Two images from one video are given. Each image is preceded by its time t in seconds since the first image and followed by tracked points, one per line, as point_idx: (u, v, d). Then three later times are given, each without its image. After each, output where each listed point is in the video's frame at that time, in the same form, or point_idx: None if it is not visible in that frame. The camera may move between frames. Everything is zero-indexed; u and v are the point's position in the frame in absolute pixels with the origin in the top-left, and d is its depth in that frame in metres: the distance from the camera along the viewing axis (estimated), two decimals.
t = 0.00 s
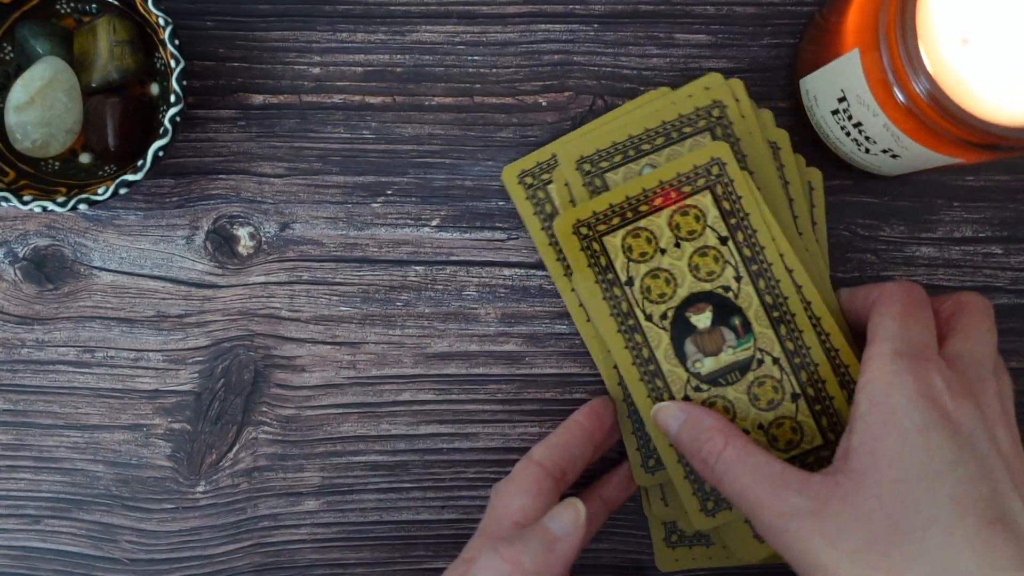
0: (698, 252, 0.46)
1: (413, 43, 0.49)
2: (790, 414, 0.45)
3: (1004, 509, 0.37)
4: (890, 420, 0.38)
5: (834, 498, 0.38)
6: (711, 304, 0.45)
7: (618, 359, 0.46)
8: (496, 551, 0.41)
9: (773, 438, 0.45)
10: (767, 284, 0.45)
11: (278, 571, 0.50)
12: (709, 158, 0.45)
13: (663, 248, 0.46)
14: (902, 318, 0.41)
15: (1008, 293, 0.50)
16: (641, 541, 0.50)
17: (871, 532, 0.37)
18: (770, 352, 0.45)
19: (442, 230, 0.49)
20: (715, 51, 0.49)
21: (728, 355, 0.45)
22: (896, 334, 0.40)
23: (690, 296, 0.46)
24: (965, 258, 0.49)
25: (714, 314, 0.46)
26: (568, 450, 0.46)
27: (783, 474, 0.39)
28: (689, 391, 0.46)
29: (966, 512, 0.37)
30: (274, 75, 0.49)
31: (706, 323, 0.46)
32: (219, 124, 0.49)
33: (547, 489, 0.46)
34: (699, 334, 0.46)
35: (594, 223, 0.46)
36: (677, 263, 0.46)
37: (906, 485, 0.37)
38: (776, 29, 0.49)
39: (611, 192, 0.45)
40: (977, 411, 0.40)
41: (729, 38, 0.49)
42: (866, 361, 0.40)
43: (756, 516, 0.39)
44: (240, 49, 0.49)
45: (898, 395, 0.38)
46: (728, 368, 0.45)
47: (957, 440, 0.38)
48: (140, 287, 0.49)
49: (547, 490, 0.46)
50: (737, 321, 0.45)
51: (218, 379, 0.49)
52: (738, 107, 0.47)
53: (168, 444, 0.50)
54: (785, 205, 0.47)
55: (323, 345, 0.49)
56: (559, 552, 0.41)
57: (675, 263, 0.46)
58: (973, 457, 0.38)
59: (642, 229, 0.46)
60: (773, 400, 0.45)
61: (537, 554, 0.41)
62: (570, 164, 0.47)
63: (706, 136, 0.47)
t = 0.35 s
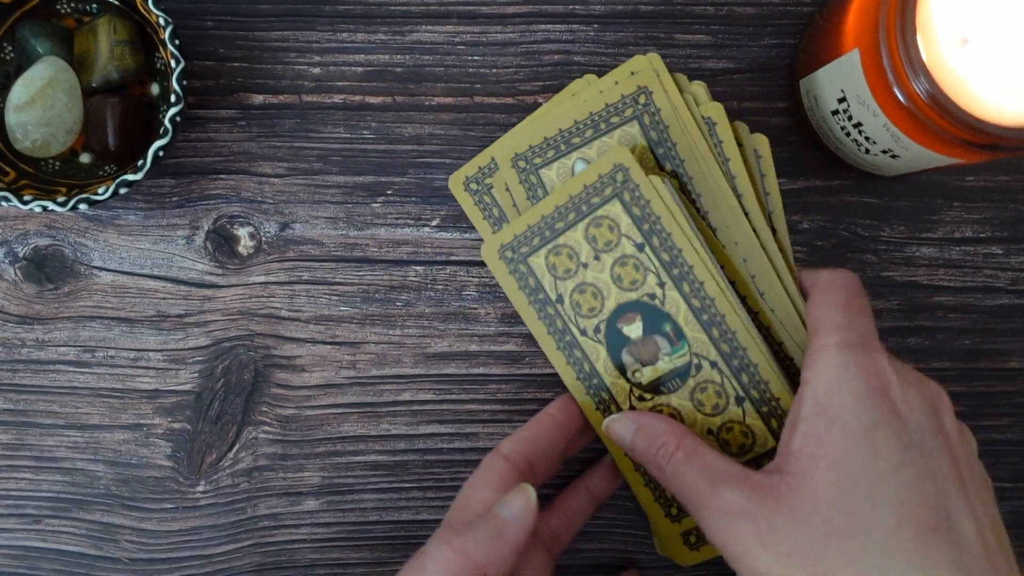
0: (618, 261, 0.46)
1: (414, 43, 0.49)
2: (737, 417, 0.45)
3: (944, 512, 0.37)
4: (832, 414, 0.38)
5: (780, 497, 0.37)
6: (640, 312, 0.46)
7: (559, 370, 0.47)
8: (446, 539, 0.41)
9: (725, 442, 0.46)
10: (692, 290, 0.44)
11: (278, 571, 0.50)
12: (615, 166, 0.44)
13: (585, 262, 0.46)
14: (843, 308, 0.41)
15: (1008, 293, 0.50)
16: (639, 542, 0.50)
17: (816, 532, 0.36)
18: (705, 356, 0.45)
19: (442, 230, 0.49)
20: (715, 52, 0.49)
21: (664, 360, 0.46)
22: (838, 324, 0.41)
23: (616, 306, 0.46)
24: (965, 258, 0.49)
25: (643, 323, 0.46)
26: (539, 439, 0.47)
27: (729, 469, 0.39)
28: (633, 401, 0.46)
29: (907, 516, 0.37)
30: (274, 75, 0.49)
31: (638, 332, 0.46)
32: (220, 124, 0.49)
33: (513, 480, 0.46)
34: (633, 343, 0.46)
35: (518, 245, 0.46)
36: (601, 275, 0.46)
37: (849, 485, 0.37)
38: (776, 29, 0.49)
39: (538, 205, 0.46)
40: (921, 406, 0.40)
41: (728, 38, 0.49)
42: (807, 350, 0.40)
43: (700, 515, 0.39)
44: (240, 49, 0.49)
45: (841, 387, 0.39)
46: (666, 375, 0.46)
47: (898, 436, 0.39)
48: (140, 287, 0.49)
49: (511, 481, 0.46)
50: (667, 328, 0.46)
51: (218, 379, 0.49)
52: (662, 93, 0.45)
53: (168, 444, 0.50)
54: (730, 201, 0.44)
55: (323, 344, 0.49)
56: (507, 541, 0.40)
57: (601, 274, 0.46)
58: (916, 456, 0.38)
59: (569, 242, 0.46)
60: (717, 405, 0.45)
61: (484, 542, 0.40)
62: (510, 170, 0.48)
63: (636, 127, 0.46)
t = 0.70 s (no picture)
0: (620, 246, 0.46)
1: (414, 43, 0.49)
2: (745, 401, 0.45)
3: (942, 497, 0.37)
4: (829, 401, 0.37)
5: (777, 485, 0.37)
6: (644, 298, 0.46)
7: (564, 364, 0.47)
8: (460, 546, 0.41)
9: (732, 426, 0.45)
10: (696, 273, 0.44)
11: (278, 571, 0.50)
12: (613, 155, 0.44)
13: (588, 249, 0.46)
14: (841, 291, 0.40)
15: (1008, 293, 0.50)
16: (639, 541, 0.50)
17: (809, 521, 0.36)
18: (712, 341, 0.45)
19: (442, 230, 0.49)
20: (715, 52, 0.49)
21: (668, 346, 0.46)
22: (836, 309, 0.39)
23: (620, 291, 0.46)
24: (965, 258, 0.49)
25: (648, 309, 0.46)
26: (550, 443, 0.46)
27: (727, 457, 0.39)
28: (642, 385, 0.46)
29: (904, 504, 0.36)
30: (274, 76, 0.49)
31: (644, 318, 0.46)
32: (220, 124, 0.49)
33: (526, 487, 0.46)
34: (637, 331, 0.46)
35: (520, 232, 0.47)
36: (603, 261, 0.46)
37: (846, 473, 0.36)
38: (776, 29, 0.49)
39: (532, 200, 0.46)
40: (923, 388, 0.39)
41: (728, 38, 0.49)
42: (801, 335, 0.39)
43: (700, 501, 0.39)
44: (240, 49, 0.49)
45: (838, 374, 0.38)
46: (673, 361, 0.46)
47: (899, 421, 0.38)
48: (140, 287, 0.50)
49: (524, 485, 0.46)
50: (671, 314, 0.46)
51: (218, 379, 0.49)
52: (629, 87, 0.46)
53: (168, 443, 0.50)
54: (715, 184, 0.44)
55: (323, 344, 0.49)
56: (522, 550, 0.41)
57: (604, 261, 0.46)
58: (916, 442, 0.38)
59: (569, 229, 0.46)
60: (725, 389, 0.45)
61: (500, 550, 0.40)
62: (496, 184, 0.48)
63: (604, 125, 0.47)
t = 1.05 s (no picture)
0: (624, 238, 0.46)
1: (414, 43, 0.49)
2: (749, 396, 0.45)
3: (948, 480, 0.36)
4: (828, 383, 0.37)
5: (778, 473, 0.38)
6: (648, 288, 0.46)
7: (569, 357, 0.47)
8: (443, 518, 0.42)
9: (737, 420, 0.46)
10: (700, 266, 0.44)
11: (278, 571, 0.50)
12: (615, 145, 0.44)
13: (592, 241, 0.46)
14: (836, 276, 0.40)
15: (1008, 293, 0.50)
16: (640, 541, 0.50)
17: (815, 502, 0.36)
18: (716, 334, 0.45)
19: (442, 230, 0.49)
20: (715, 52, 0.49)
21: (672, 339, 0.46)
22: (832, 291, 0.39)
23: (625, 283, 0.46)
24: (965, 258, 0.50)
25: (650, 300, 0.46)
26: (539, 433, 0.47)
27: (729, 446, 0.39)
28: (646, 378, 0.46)
29: (908, 486, 0.36)
30: (273, 76, 0.49)
31: (649, 311, 0.46)
32: (220, 124, 0.49)
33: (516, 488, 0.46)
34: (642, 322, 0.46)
35: (525, 223, 0.46)
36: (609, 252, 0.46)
37: (845, 460, 0.36)
38: (776, 29, 0.49)
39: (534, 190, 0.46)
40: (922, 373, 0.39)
41: (728, 39, 0.49)
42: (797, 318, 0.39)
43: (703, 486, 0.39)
44: (240, 49, 0.49)
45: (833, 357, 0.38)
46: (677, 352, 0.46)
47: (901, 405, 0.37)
48: (140, 287, 0.49)
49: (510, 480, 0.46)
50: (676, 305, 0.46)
51: (218, 379, 0.49)
52: (617, 83, 0.46)
53: (168, 443, 0.50)
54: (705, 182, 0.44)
55: (323, 344, 0.49)
56: (503, 519, 0.41)
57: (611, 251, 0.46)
58: (916, 424, 0.37)
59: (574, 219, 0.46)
60: (730, 382, 0.45)
61: (482, 520, 0.41)
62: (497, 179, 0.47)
63: (596, 122, 0.47)
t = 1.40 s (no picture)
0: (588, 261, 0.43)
1: (414, 43, 0.49)
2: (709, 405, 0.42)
3: (922, 505, 0.34)
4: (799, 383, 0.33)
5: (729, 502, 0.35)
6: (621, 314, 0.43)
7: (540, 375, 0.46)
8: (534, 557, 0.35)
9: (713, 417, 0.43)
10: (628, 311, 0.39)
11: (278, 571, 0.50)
12: (495, 197, 0.35)
13: (522, 307, 0.41)
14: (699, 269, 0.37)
15: (1008, 293, 0.50)
16: (640, 542, 0.50)
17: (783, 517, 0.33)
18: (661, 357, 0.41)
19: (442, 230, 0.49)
20: (715, 52, 0.49)
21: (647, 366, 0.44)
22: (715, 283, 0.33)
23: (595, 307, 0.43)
24: (965, 258, 0.49)
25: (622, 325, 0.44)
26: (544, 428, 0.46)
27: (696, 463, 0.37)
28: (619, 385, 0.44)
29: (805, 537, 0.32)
30: (274, 76, 0.49)
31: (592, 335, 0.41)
32: (220, 123, 0.49)
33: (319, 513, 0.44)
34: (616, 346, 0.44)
35: (466, 302, 0.43)
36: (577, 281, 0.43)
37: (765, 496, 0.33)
38: (776, 29, 0.49)
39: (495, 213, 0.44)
40: (899, 389, 0.36)
41: (728, 39, 0.49)
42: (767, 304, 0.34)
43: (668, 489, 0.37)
44: (241, 50, 0.49)
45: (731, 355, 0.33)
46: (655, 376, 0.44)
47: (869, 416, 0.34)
48: (140, 287, 0.50)
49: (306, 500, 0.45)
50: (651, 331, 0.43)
51: (218, 379, 0.49)
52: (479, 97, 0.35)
53: (168, 443, 0.50)
54: (638, 211, 0.38)
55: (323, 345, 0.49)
56: None
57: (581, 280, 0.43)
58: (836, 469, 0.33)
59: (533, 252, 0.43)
60: (688, 394, 0.43)
61: None
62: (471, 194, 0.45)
63: (472, 141, 0.36)
